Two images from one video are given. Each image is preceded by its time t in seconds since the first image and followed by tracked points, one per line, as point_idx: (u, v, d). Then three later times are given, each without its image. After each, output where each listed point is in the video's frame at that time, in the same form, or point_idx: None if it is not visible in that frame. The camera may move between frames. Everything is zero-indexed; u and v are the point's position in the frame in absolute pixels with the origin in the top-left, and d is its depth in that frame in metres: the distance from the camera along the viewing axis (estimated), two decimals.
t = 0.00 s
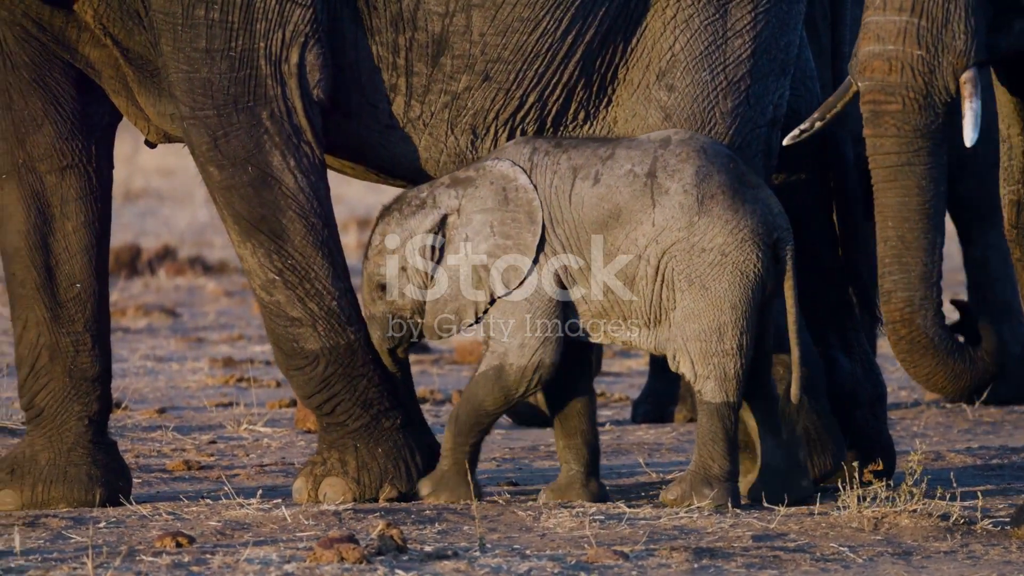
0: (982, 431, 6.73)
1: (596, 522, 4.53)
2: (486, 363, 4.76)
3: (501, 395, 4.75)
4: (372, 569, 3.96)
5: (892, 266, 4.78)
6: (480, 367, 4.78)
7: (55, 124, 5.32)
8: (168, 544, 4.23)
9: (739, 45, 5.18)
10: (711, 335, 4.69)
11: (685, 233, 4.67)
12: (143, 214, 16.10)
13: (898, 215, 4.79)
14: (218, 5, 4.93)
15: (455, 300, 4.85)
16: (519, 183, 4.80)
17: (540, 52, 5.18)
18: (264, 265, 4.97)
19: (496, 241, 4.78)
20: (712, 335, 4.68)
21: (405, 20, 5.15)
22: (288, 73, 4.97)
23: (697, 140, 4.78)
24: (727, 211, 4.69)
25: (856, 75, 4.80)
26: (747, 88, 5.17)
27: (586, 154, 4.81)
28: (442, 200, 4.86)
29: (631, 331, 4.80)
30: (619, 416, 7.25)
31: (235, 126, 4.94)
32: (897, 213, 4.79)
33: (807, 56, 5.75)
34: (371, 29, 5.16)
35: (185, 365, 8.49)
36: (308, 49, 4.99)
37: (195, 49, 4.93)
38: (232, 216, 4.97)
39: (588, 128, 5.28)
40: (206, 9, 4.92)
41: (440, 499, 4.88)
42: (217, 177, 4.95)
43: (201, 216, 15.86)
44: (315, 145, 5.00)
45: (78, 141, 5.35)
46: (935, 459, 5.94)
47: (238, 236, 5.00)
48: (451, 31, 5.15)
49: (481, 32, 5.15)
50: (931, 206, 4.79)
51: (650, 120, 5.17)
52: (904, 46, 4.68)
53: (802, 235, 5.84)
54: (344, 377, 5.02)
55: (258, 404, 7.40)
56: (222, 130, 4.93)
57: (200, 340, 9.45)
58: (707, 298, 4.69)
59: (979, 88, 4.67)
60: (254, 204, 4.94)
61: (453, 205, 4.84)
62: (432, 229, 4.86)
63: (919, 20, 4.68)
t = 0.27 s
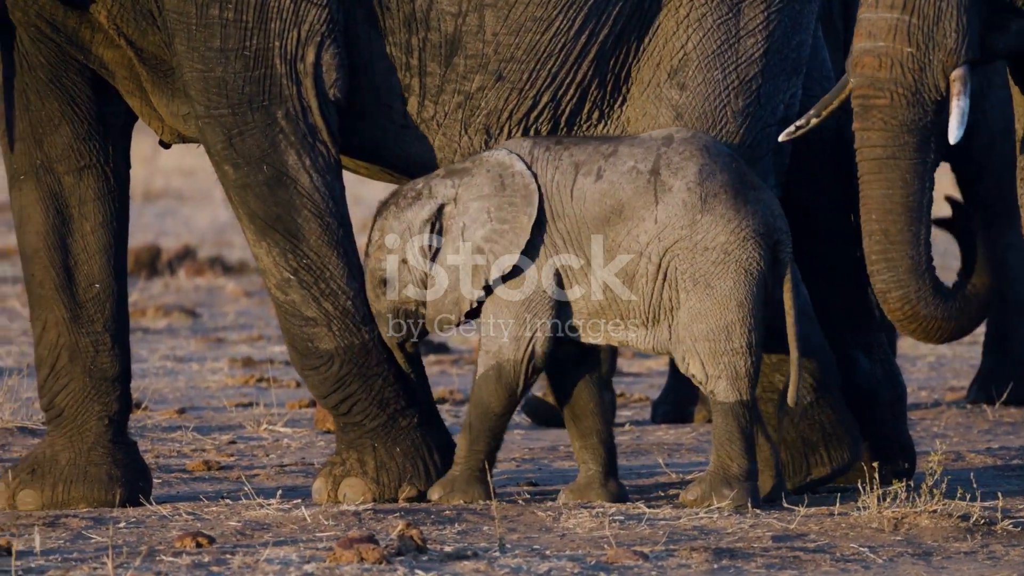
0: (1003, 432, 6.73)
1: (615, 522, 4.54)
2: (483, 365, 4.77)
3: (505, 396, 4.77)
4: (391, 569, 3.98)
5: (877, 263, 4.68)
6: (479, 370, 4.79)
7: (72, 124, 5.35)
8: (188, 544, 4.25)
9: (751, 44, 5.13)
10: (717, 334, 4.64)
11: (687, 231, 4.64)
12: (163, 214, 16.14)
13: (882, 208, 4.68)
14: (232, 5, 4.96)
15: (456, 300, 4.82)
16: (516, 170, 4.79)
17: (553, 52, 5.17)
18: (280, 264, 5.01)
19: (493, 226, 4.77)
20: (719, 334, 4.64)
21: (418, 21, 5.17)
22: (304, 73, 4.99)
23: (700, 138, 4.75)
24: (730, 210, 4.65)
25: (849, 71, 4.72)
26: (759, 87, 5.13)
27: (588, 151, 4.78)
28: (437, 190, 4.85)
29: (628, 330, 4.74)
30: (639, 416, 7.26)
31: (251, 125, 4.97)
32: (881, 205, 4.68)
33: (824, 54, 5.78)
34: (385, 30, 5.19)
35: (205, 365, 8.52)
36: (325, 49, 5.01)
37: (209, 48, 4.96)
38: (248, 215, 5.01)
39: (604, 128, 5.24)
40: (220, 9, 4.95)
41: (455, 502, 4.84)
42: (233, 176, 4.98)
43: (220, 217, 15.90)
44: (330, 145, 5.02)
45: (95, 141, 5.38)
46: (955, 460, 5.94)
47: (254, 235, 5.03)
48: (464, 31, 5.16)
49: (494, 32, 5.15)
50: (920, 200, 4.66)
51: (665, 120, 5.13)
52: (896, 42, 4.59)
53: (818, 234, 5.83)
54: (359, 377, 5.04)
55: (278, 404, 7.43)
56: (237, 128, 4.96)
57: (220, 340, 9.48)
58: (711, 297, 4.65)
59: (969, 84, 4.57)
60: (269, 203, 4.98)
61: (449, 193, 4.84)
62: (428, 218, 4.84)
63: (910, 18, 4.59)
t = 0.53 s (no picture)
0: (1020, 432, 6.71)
1: (631, 522, 4.54)
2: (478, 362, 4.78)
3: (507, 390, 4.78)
4: (407, 569, 3.98)
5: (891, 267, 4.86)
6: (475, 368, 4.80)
7: (85, 124, 5.35)
8: (204, 544, 4.25)
9: (744, 37, 5.19)
10: (712, 335, 4.66)
11: (676, 230, 4.67)
12: (180, 214, 16.17)
13: (883, 208, 4.83)
14: (245, 2, 4.96)
15: (453, 295, 4.82)
16: (500, 154, 4.82)
17: (561, 50, 5.19)
18: (292, 261, 5.01)
19: (484, 210, 4.78)
20: (714, 334, 4.66)
21: (427, 21, 5.17)
22: (321, 69, 4.99)
23: (689, 137, 4.78)
24: (717, 211, 4.68)
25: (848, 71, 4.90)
26: (746, 77, 5.19)
27: (578, 145, 4.81)
28: (423, 182, 4.87)
29: (611, 331, 4.78)
30: (654, 416, 7.25)
31: (265, 121, 4.97)
32: (881, 205, 4.84)
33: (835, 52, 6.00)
34: (396, 32, 5.18)
35: (221, 365, 8.53)
36: (344, 46, 5.02)
37: (223, 45, 4.97)
38: (260, 211, 5.01)
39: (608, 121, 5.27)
40: (233, 6, 4.96)
41: (471, 502, 4.84)
42: (247, 171, 4.99)
43: (237, 217, 15.92)
44: (345, 143, 5.02)
45: (108, 140, 5.39)
46: (972, 460, 5.92)
47: (265, 231, 5.03)
48: (472, 31, 5.17)
49: (503, 32, 5.17)
50: (917, 197, 4.82)
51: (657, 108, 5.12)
52: (890, 40, 4.78)
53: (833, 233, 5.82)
54: (369, 376, 5.05)
55: (294, 404, 7.43)
56: (252, 124, 4.97)
57: (236, 340, 9.49)
58: (702, 298, 4.67)
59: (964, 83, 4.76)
60: (282, 199, 4.97)
61: (435, 183, 4.86)
62: (417, 211, 4.85)
63: (906, 16, 4.77)
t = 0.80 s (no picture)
0: None
1: (643, 522, 4.53)
2: (479, 362, 4.85)
3: (511, 387, 4.85)
4: (419, 569, 3.98)
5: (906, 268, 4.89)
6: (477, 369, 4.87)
7: (93, 124, 5.35)
8: (216, 543, 4.26)
9: (732, 42, 5.36)
10: (695, 340, 4.77)
11: (670, 233, 4.78)
12: (193, 214, 16.19)
13: (888, 210, 4.87)
14: None
15: (458, 295, 4.91)
16: (493, 151, 4.94)
17: (559, 49, 5.25)
18: (287, 255, 4.97)
19: (482, 209, 4.88)
20: (694, 341, 4.77)
21: (429, 21, 5.17)
22: (332, 66, 4.99)
23: (684, 141, 4.92)
24: (711, 215, 4.81)
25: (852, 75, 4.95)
26: (731, 83, 5.38)
27: (572, 143, 4.93)
28: (419, 183, 4.95)
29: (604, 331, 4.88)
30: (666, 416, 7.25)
31: (270, 114, 4.95)
32: (886, 208, 4.87)
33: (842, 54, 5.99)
34: (398, 32, 5.16)
35: (233, 365, 8.54)
36: (359, 43, 5.02)
37: (229, 38, 4.93)
38: (262, 203, 4.97)
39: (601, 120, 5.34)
40: None
41: (483, 502, 4.84)
42: (251, 163, 4.96)
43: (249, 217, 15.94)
44: (350, 141, 5.01)
45: (116, 139, 5.39)
46: (984, 460, 5.91)
47: (265, 224, 4.99)
48: (474, 31, 5.18)
49: (504, 32, 5.20)
50: (921, 197, 4.86)
51: (650, 106, 5.25)
52: (891, 42, 4.84)
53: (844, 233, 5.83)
54: (361, 373, 5.02)
55: (306, 404, 7.44)
56: (257, 116, 4.94)
57: (248, 340, 9.50)
58: (690, 300, 4.78)
59: (965, 83, 4.82)
60: (284, 192, 4.95)
61: (433, 184, 4.94)
62: (416, 212, 4.93)
63: (907, 17, 4.84)
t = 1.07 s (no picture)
0: None
1: (669, 521, 4.53)
2: (497, 361, 4.85)
3: (530, 384, 4.84)
4: (446, 568, 3.98)
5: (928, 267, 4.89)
6: (495, 368, 4.86)
7: (112, 123, 5.35)
8: (243, 541, 4.26)
9: (746, 46, 5.40)
10: (696, 338, 4.76)
11: (688, 234, 4.79)
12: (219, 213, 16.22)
13: (908, 209, 4.87)
14: None
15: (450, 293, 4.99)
16: (515, 159, 4.92)
17: (569, 48, 5.23)
18: (247, 254, 4.79)
19: (492, 213, 4.89)
20: (696, 338, 4.76)
21: (437, 22, 5.09)
22: (330, 72, 4.85)
23: (702, 143, 4.93)
24: (731, 216, 4.81)
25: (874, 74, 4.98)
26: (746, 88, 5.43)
27: (590, 145, 4.94)
28: (437, 174, 4.97)
29: (619, 329, 4.90)
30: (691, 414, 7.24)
31: (259, 113, 4.77)
32: (907, 207, 4.87)
33: (858, 50, 5.97)
34: (405, 34, 5.08)
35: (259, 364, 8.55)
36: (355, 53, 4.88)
37: (224, 33, 4.76)
38: (234, 200, 4.78)
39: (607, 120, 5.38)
40: None
41: (509, 501, 4.84)
42: (231, 159, 4.78)
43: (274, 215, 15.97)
44: (332, 153, 4.84)
45: (135, 138, 5.39)
46: (1011, 459, 5.89)
47: (232, 223, 4.79)
48: (482, 31, 5.13)
49: (512, 31, 5.15)
50: (943, 195, 4.87)
51: (664, 110, 5.31)
52: (912, 42, 4.89)
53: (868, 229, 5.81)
54: (297, 376, 4.84)
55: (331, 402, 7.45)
56: (246, 114, 4.76)
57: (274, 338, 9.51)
58: (698, 300, 4.78)
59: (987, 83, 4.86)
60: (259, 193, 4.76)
61: (449, 179, 4.97)
62: (427, 202, 4.96)
63: (928, 18, 4.89)
